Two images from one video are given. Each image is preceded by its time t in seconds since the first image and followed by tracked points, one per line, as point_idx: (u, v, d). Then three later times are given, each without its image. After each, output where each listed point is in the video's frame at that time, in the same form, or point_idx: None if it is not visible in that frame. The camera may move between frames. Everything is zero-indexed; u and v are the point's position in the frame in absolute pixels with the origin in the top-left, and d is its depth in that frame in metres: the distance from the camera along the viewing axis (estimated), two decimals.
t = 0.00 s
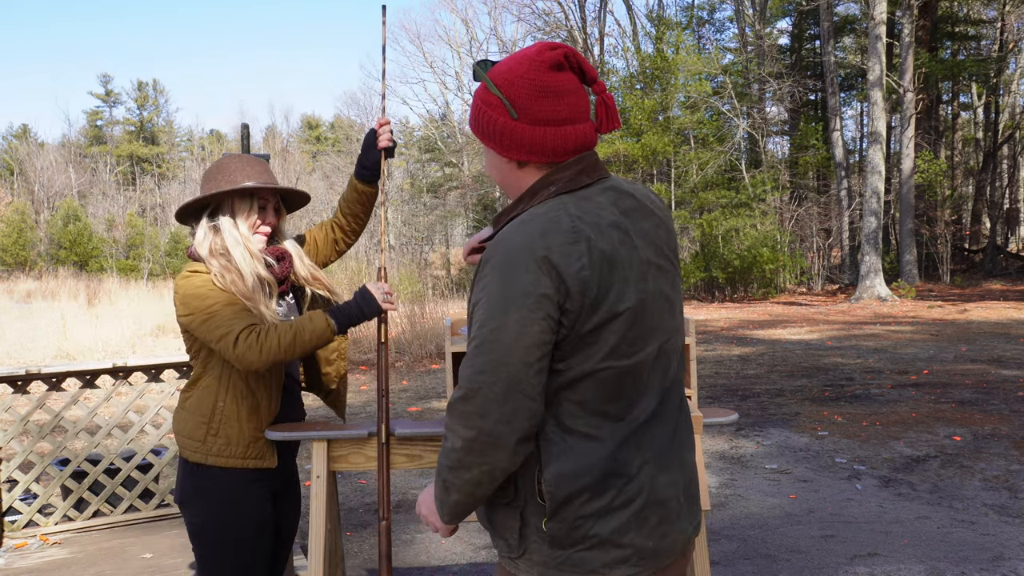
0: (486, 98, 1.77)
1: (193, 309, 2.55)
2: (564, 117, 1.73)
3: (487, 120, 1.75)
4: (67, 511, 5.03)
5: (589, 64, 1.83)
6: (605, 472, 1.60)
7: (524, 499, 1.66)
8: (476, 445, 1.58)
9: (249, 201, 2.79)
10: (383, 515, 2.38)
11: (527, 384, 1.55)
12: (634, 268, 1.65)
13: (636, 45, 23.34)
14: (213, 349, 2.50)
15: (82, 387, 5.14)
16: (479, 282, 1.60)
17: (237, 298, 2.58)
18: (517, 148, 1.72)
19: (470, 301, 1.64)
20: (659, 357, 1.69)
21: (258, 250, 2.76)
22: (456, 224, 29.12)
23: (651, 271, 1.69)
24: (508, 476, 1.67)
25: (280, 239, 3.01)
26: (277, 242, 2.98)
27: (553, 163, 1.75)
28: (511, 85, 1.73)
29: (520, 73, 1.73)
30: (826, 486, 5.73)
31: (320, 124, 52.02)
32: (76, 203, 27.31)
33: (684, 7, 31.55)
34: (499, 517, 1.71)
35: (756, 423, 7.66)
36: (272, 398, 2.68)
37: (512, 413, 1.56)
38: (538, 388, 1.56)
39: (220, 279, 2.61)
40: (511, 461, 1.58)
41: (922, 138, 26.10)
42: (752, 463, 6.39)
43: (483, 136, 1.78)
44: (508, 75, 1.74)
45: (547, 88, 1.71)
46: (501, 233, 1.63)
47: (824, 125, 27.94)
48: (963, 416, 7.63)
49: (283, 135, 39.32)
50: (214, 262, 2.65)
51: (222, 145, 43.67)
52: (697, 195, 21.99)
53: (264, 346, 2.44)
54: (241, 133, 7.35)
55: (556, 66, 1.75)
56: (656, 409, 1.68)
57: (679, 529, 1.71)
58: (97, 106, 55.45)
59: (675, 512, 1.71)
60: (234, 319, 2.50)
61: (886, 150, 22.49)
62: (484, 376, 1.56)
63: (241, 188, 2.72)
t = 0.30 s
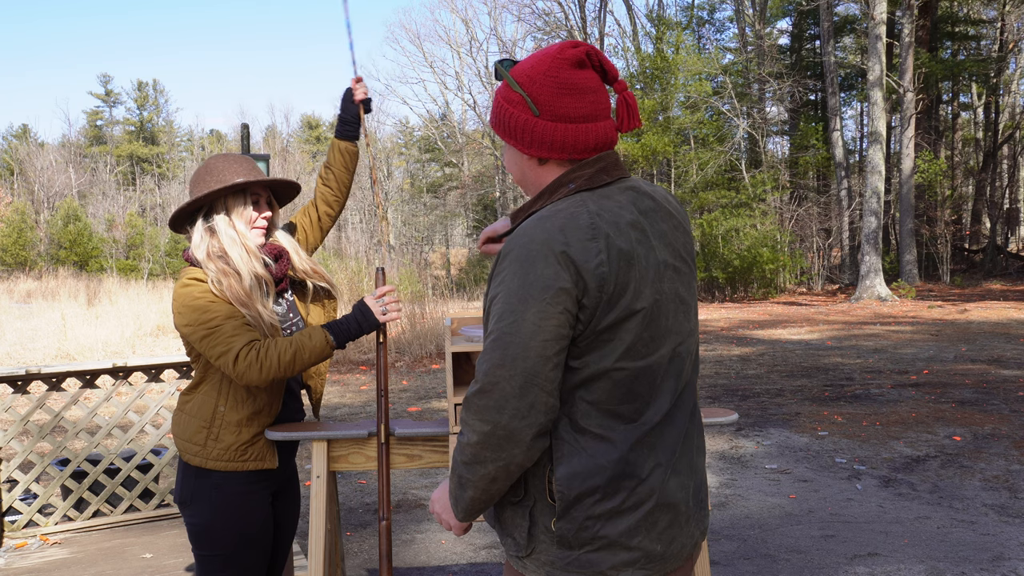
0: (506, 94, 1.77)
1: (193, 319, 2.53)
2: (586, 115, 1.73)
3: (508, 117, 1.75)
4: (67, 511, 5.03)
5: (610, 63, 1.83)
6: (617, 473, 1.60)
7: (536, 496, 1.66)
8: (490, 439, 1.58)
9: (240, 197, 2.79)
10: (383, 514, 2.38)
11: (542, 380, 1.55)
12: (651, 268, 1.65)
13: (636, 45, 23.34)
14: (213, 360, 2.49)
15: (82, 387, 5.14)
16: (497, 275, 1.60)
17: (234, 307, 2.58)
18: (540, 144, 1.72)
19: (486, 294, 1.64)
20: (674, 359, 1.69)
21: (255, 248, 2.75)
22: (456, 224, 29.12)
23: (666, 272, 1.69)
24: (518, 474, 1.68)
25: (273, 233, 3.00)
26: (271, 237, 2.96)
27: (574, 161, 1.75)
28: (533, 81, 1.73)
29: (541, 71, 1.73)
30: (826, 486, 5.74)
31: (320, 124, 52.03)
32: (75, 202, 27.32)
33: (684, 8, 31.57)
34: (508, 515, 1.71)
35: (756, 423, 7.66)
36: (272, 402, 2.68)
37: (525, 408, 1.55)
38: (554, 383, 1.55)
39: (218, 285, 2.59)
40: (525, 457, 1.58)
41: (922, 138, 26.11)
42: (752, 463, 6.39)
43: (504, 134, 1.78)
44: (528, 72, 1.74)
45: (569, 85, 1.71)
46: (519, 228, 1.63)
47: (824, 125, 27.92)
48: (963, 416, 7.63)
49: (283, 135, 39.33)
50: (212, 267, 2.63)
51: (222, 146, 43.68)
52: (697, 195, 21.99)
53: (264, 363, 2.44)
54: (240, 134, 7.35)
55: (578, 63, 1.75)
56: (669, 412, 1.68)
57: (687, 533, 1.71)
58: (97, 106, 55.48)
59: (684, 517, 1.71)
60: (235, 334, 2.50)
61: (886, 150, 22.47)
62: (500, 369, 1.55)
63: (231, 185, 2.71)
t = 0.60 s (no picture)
0: (523, 91, 1.76)
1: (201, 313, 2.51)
2: (602, 116, 1.73)
3: (523, 113, 1.75)
4: (67, 511, 5.03)
5: (629, 64, 1.83)
6: (618, 474, 1.60)
7: (537, 495, 1.66)
8: (489, 435, 1.58)
9: (218, 194, 2.75)
10: (383, 515, 2.38)
11: (544, 378, 1.55)
12: (658, 269, 1.65)
13: (636, 44, 23.33)
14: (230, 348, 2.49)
15: (81, 387, 5.14)
16: (502, 272, 1.60)
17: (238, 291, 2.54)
18: (554, 143, 1.72)
19: (491, 292, 1.64)
20: (680, 362, 1.69)
21: (245, 244, 2.73)
22: (456, 224, 29.13)
23: (674, 275, 1.69)
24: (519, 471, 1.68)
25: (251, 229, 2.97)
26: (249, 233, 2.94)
27: (586, 160, 1.74)
28: (550, 79, 1.72)
29: (560, 69, 1.72)
30: (826, 486, 5.73)
31: (320, 124, 52.00)
32: (75, 203, 27.33)
33: (684, 8, 31.58)
34: (508, 511, 1.71)
35: (756, 423, 7.66)
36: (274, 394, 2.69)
37: (527, 406, 1.56)
38: (555, 383, 1.56)
39: (218, 278, 2.55)
40: (526, 454, 1.59)
41: (922, 138, 26.11)
42: (752, 463, 6.39)
43: (518, 131, 1.78)
44: (545, 69, 1.74)
45: (587, 86, 1.71)
46: (526, 226, 1.62)
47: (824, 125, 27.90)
48: (963, 416, 7.63)
49: (283, 135, 39.34)
50: (210, 266, 2.58)
51: (222, 146, 43.67)
52: (697, 195, 21.99)
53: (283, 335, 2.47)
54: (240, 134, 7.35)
55: (597, 63, 1.75)
56: (673, 415, 1.68)
57: (687, 537, 1.71)
58: (97, 106, 55.48)
59: (685, 519, 1.71)
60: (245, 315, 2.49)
61: (886, 150, 22.46)
62: (502, 367, 1.56)
63: (208, 184, 2.68)
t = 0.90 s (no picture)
0: (504, 92, 1.78)
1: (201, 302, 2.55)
2: (583, 114, 1.72)
3: (506, 113, 1.75)
4: (67, 511, 5.03)
5: (611, 60, 1.82)
6: (592, 474, 1.60)
7: (516, 493, 1.67)
8: (464, 435, 1.60)
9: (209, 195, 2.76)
10: (383, 514, 2.38)
11: (515, 380, 1.55)
12: (636, 270, 1.63)
13: (636, 44, 23.34)
14: (230, 329, 2.54)
15: (82, 387, 5.14)
16: (478, 274, 1.61)
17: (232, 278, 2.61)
18: (534, 142, 1.72)
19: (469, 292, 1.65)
20: (659, 364, 1.68)
21: (238, 241, 2.73)
22: (456, 224, 29.15)
23: (653, 276, 1.67)
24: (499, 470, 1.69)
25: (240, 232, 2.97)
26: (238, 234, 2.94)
27: (568, 160, 1.74)
28: (531, 78, 1.73)
29: (540, 68, 1.72)
30: (826, 486, 5.73)
31: (320, 123, 52.00)
32: (76, 203, 27.35)
33: (684, 8, 31.59)
34: (490, 508, 1.72)
35: (756, 423, 7.66)
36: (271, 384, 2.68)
37: (499, 406, 1.57)
38: (526, 384, 1.56)
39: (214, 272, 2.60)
40: (499, 454, 1.60)
41: (922, 138, 26.13)
42: (752, 463, 6.39)
43: (502, 131, 1.78)
44: (525, 69, 1.74)
45: (568, 83, 1.71)
46: (501, 229, 1.64)
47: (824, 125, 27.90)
48: (963, 416, 7.63)
49: (283, 135, 39.39)
50: (201, 261, 2.62)
51: (222, 146, 43.67)
52: (697, 195, 21.97)
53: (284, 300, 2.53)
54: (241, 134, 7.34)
55: (577, 61, 1.75)
56: (652, 416, 1.66)
57: (670, 535, 1.70)
58: (97, 106, 55.46)
59: (667, 519, 1.69)
60: (241, 294, 2.56)
61: (886, 150, 22.45)
62: (473, 369, 1.57)
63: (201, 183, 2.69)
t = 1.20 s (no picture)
0: (474, 94, 1.78)
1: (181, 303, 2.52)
2: (552, 114, 1.73)
3: (476, 116, 1.76)
4: (67, 511, 5.03)
5: (580, 58, 1.82)
6: (565, 474, 1.59)
7: (491, 492, 1.67)
8: (437, 437, 1.60)
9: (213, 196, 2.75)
10: (383, 515, 2.38)
11: (485, 381, 1.56)
12: (606, 270, 1.63)
13: (636, 44, 23.35)
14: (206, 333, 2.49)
15: (82, 387, 5.14)
16: (448, 278, 1.61)
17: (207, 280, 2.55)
18: (504, 144, 1.73)
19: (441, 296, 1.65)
20: (632, 362, 1.67)
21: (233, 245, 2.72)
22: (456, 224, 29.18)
23: (626, 274, 1.67)
24: (474, 470, 1.69)
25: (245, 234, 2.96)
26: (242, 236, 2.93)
27: (538, 160, 1.74)
28: (499, 79, 1.73)
29: (507, 70, 1.73)
30: (826, 486, 5.73)
31: (319, 123, 51.97)
32: (76, 203, 27.35)
33: (684, 8, 31.61)
34: (467, 508, 1.72)
35: (756, 423, 7.66)
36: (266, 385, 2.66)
37: (470, 409, 1.57)
38: (496, 387, 1.56)
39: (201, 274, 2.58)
40: (471, 456, 1.60)
41: (922, 138, 26.14)
42: (752, 463, 6.39)
43: (473, 133, 1.79)
44: (494, 71, 1.75)
45: (535, 84, 1.72)
46: (472, 232, 1.63)
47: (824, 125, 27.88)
48: (963, 416, 7.63)
49: (283, 135, 39.42)
50: (192, 260, 2.61)
51: (222, 145, 43.66)
52: (697, 195, 21.89)
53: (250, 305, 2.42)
54: (241, 134, 7.34)
55: (544, 61, 1.75)
56: (625, 415, 1.66)
57: (646, 531, 1.69)
58: (97, 106, 55.50)
59: (643, 516, 1.68)
60: (214, 296, 2.48)
61: (886, 150, 22.46)
62: (443, 373, 1.57)
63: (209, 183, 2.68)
